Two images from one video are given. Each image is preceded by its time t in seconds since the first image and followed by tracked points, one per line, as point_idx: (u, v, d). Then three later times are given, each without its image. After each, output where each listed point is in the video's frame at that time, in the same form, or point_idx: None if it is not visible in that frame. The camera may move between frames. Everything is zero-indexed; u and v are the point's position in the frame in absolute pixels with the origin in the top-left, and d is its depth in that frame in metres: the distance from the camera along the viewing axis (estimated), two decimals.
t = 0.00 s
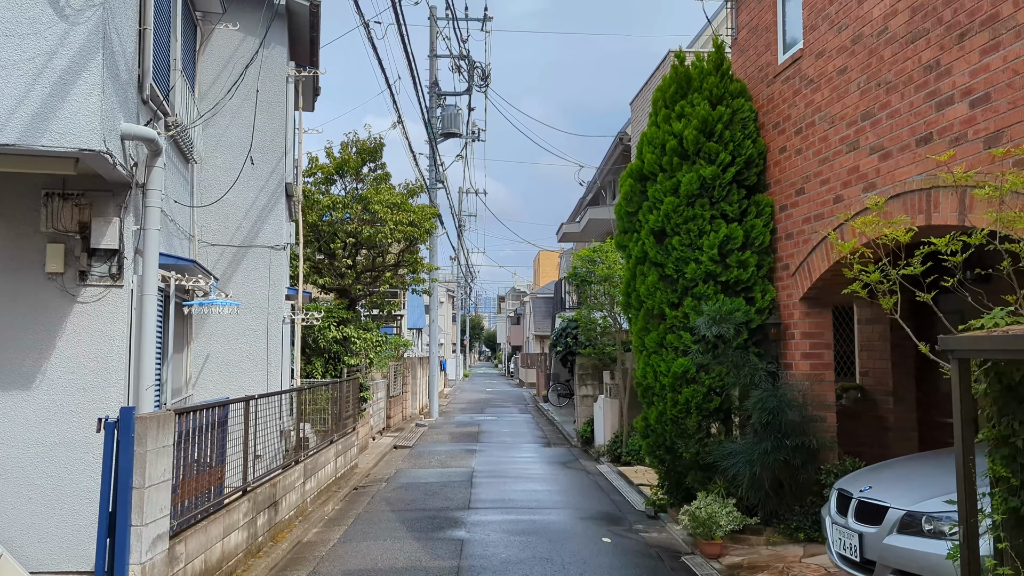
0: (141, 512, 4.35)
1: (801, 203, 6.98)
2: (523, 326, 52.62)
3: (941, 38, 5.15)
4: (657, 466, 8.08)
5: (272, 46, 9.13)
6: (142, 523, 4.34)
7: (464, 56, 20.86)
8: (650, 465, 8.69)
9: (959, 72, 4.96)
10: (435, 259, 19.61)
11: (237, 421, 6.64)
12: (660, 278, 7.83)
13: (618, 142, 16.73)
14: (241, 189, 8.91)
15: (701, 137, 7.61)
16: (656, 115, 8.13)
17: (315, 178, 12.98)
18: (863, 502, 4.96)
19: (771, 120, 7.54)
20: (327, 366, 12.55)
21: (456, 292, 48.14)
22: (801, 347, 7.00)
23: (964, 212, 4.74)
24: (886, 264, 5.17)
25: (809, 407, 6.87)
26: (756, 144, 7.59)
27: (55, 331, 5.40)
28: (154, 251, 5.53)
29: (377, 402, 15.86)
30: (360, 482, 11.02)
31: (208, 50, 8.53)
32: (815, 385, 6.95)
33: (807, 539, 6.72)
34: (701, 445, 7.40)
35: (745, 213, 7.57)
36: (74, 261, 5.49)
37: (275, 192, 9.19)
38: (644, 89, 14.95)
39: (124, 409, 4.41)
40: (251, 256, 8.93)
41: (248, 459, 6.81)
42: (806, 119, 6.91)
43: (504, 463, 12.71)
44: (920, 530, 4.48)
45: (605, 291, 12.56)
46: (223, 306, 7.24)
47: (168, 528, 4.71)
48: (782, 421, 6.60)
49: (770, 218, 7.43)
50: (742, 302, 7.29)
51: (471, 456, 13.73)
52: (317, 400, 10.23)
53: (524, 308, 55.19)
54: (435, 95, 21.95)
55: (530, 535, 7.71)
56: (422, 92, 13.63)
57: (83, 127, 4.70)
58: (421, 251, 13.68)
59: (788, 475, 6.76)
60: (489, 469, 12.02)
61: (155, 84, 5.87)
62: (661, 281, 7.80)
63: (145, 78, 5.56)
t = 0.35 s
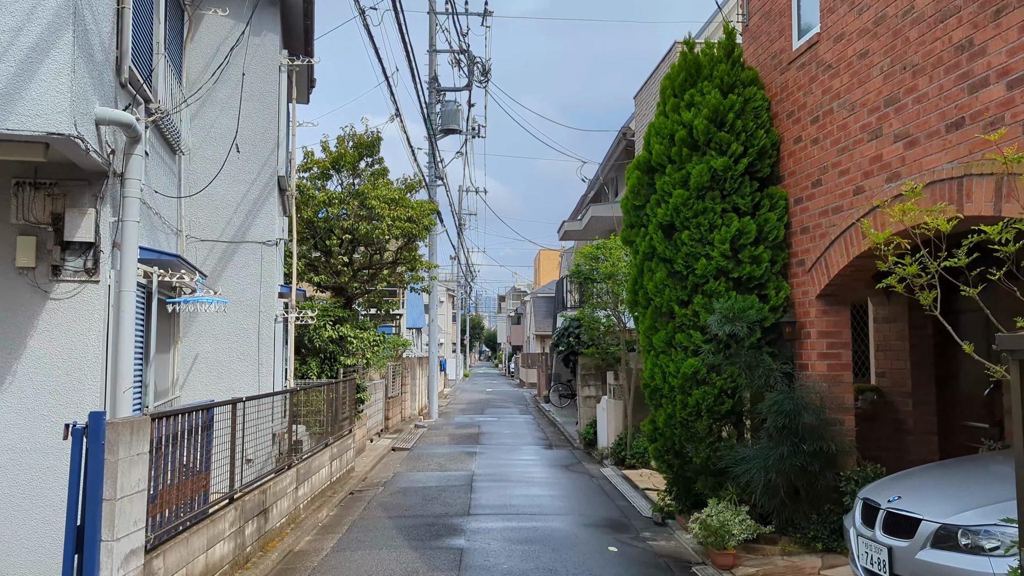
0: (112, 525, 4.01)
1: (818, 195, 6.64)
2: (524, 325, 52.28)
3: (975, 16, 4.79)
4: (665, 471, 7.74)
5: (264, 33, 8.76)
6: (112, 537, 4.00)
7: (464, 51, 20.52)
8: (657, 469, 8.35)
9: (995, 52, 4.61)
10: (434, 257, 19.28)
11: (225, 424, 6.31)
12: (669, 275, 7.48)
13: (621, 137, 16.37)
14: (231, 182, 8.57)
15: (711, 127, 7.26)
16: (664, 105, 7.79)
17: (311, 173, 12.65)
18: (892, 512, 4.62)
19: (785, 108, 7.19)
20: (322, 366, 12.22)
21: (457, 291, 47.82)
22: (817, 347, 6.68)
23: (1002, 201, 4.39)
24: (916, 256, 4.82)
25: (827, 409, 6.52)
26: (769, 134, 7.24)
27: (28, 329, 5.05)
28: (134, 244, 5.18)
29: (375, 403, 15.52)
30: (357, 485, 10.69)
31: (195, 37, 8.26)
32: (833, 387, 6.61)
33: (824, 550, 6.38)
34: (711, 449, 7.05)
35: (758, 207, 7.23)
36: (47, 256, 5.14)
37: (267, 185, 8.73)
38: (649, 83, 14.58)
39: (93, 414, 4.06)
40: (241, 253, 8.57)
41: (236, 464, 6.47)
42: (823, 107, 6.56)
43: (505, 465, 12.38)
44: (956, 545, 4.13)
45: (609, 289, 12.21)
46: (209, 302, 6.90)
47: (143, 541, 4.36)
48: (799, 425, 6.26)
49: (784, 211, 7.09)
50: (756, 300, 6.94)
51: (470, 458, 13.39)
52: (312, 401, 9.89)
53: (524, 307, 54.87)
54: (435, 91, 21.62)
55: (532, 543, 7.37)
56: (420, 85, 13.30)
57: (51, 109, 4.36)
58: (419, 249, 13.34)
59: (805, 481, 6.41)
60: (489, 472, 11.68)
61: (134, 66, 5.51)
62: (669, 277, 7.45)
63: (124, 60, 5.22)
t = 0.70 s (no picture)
0: (72, 543, 3.65)
1: (835, 187, 6.28)
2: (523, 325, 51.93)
3: None
4: (672, 477, 7.38)
5: (253, 20, 8.41)
6: (72, 556, 3.65)
7: (463, 46, 20.17)
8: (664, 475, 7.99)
9: None
10: (433, 256, 18.94)
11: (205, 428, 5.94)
12: (676, 272, 7.12)
13: (624, 132, 16.02)
14: (219, 175, 8.23)
15: (721, 116, 6.91)
16: (671, 94, 7.44)
17: (305, 168, 12.29)
18: (922, 526, 4.27)
19: (799, 96, 6.83)
20: (316, 367, 11.87)
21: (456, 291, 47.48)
22: (833, 347, 6.33)
23: None
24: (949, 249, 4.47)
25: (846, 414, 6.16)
26: (782, 123, 6.88)
27: None
28: (105, 237, 4.83)
29: (372, 404, 15.17)
30: (351, 490, 10.33)
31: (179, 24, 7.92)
32: (851, 390, 6.24)
33: (843, 563, 6.01)
34: (722, 455, 6.69)
35: (770, 200, 6.87)
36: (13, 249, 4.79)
37: (257, 177, 8.34)
38: (653, 76, 14.23)
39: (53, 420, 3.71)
40: (229, 250, 8.23)
41: (218, 471, 6.11)
42: (839, 94, 6.21)
43: (504, 469, 12.01)
44: (996, 563, 3.77)
45: (612, 287, 11.84)
46: (192, 300, 6.54)
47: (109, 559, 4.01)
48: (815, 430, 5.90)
49: (799, 204, 6.73)
50: (769, 298, 6.59)
51: (469, 461, 13.04)
52: (304, 404, 9.53)
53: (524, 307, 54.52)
54: (434, 87, 21.28)
55: (533, 554, 7.01)
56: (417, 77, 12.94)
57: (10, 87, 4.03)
58: (417, 246, 12.98)
59: (822, 490, 6.05)
60: (488, 476, 11.32)
61: (108, 48, 5.17)
62: (677, 274, 7.09)
63: (95, 40, 4.87)
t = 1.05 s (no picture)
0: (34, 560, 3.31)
1: (858, 174, 5.93)
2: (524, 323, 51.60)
3: None
4: (682, 480, 7.03)
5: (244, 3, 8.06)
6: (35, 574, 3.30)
7: (464, 39, 19.81)
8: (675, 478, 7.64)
9: None
10: (432, 252, 18.58)
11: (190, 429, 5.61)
12: (688, 264, 6.77)
13: (628, 125, 15.68)
14: (208, 165, 7.87)
15: (735, 100, 6.57)
16: (682, 78, 7.10)
17: (300, 160, 11.93)
18: (964, 537, 3.93)
19: (817, 79, 6.45)
20: (312, 365, 11.53)
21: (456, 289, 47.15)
22: (855, 344, 5.97)
23: None
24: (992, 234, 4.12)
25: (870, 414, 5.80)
26: (799, 108, 6.52)
27: None
28: (79, 225, 4.49)
29: (369, 403, 14.82)
30: (348, 493, 9.98)
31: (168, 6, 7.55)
32: (875, 389, 5.88)
33: (868, 572, 5.66)
34: (736, 458, 6.36)
35: (787, 188, 6.52)
36: None
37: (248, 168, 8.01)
38: (658, 67, 13.88)
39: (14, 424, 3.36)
40: (217, 243, 7.88)
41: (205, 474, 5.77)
42: (862, 75, 5.86)
43: (506, 471, 11.66)
44: None
45: (617, 283, 11.49)
46: (178, 294, 6.18)
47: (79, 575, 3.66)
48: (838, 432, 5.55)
49: (817, 192, 6.38)
50: (787, 291, 6.25)
51: (470, 462, 12.69)
52: (298, 403, 9.17)
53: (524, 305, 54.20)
54: (433, 80, 20.93)
55: (538, 561, 6.66)
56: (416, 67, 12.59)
57: None
58: (416, 241, 12.63)
59: (845, 495, 5.70)
60: (490, 478, 10.97)
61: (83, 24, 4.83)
62: (689, 267, 6.74)
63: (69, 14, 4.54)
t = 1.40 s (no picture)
0: None
1: (886, 155, 5.57)
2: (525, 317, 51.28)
3: None
4: (696, 480, 6.67)
5: None
6: None
7: (464, 27, 19.44)
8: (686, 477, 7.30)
9: None
10: (433, 244, 18.23)
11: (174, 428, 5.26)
12: (704, 253, 6.41)
13: (633, 113, 15.33)
14: (197, 150, 7.55)
15: (753, 79, 6.24)
16: (696, 57, 6.75)
17: (297, 149, 11.57)
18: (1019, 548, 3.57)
19: (839, 56, 6.06)
20: (309, 360, 11.17)
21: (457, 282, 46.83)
22: (882, 337, 5.59)
23: None
24: None
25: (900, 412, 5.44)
26: (821, 86, 6.14)
27: None
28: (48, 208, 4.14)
29: (369, 398, 14.48)
30: (346, 492, 9.63)
31: None
32: (905, 385, 5.51)
33: None
34: (754, 457, 5.97)
35: (808, 172, 6.16)
36: None
37: (240, 154, 7.70)
38: (664, 52, 13.52)
39: None
40: (209, 232, 7.56)
41: (192, 476, 5.42)
42: (891, 50, 5.49)
43: (509, 468, 11.32)
44: None
45: (623, 275, 11.14)
46: (163, 285, 5.83)
47: None
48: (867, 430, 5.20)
49: (841, 176, 6.01)
50: (809, 281, 5.88)
51: (472, 458, 12.35)
52: (293, 399, 8.82)
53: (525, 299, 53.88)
54: (434, 69, 20.57)
55: (544, 566, 6.31)
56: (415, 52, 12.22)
57: None
58: (416, 231, 12.28)
59: (873, 498, 5.34)
60: (493, 475, 10.62)
61: None
62: (704, 255, 6.39)
63: None
